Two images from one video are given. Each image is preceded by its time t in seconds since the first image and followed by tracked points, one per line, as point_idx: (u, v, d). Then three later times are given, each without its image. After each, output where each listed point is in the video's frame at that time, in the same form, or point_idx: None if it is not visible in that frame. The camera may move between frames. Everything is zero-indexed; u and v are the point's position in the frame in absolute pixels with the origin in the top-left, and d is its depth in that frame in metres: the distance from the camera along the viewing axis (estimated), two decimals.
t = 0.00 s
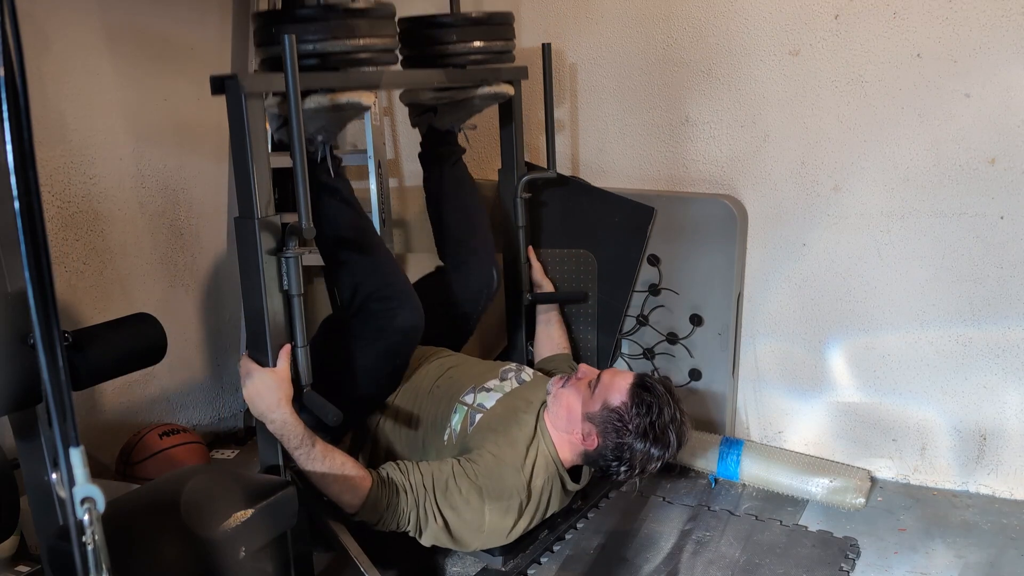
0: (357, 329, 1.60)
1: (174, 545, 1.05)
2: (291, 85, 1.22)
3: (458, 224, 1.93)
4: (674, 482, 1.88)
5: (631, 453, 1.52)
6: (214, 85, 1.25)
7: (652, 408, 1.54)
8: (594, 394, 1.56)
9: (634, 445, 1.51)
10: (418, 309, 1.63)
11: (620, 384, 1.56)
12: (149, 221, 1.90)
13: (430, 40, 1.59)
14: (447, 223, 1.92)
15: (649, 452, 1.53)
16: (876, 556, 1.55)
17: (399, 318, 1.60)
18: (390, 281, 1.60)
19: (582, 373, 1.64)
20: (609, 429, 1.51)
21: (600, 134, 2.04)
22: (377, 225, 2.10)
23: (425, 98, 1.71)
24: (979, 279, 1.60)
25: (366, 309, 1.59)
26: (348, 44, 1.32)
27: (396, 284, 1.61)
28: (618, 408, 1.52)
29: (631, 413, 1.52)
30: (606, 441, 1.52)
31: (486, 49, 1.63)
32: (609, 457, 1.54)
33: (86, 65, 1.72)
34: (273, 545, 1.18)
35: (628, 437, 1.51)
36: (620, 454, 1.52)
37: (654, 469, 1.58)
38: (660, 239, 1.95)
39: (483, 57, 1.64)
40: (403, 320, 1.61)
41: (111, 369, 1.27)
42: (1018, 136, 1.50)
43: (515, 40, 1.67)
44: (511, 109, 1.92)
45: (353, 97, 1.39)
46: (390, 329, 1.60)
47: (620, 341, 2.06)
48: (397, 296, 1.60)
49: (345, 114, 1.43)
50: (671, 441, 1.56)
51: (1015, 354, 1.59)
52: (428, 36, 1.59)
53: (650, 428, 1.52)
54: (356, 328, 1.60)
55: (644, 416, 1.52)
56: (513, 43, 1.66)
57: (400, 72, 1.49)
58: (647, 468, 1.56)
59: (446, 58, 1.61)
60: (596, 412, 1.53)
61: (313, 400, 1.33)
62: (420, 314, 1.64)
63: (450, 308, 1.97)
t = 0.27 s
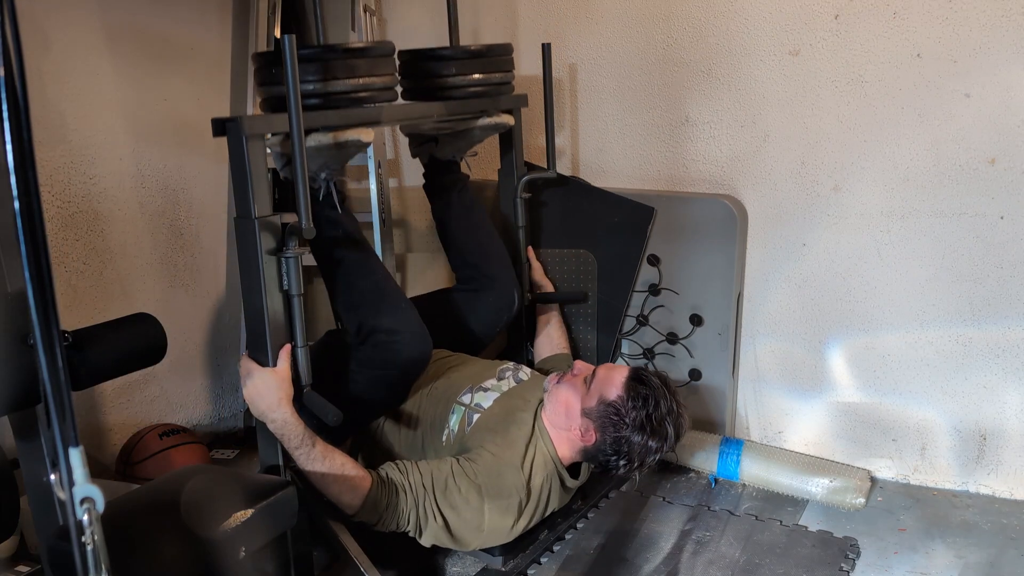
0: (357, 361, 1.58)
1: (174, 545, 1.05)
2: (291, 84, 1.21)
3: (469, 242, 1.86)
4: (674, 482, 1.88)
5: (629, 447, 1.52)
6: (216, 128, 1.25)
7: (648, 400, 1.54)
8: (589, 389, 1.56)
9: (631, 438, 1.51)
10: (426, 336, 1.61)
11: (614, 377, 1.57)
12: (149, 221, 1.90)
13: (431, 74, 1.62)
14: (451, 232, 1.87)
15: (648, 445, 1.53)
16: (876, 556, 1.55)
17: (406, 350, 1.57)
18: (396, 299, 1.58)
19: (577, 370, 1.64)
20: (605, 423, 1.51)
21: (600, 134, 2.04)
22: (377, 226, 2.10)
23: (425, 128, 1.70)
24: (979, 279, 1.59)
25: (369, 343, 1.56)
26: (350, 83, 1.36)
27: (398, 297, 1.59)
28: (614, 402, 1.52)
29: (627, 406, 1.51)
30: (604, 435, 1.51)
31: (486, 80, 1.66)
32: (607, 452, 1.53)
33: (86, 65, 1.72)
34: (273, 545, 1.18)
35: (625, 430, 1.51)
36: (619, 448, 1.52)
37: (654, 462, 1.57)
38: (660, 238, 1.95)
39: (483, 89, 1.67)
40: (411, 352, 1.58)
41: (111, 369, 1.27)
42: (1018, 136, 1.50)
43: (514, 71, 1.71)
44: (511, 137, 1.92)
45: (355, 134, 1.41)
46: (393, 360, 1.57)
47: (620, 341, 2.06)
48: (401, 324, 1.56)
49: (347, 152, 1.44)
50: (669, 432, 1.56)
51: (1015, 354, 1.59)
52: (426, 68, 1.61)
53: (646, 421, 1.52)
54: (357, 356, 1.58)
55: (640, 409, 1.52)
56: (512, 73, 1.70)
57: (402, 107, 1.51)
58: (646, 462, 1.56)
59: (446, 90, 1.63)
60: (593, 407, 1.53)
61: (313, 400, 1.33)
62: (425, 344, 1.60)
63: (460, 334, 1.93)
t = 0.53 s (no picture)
0: (357, 379, 1.59)
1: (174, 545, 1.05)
2: (291, 84, 1.22)
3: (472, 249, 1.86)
4: (674, 482, 1.88)
5: (626, 439, 1.53)
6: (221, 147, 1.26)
7: (644, 393, 1.55)
8: (586, 384, 1.57)
9: (628, 431, 1.52)
10: (429, 352, 1.61)
11: (610, 371, 1.57)
12: (149, 221, 1.90)
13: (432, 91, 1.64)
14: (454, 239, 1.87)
15: (645, 437, 1.54)
16: (876, 556, 1.55)
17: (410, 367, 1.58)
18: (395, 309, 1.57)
19: (573, 365, 1.64)
20: (603, 417, 1.52)
21: (600, 134, 2.04)
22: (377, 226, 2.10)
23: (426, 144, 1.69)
24: (979, 279, 1.59)
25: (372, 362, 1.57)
26: (354, 104, 1.37)
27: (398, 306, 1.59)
28: (610, 396, 1.53)
29: (623, 400, 1.52)
30: (602, 430, 1.52)
31: (486, 98, 1.70)
32: (605, 446, 1.54)
33: (86, 65, 1.72)
34: (273, 545, 1.18)
35: (622, 422, 1.51)
36: (617, 442, 1.52)
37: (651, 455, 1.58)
38: (660, 238, 1.95)
39: (483, 107, 1.70)
40: (415, 370, 1.59)
41: (111, 369, 1.27)
42: (1019, 136, 1.50)
43: (514, 88, 1.75)
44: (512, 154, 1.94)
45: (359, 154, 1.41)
46: (399, 375, 1.58)
47: (620, 341, 2.06)
48: (404, 341, 1.56)
49: (350, 172, 1.43)
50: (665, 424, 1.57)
51: (1015, 354, 1.59)
52: (428, 87, 1.64)
53: (642, 414, 1.53)
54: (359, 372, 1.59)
55: (636, 402, 1.53)
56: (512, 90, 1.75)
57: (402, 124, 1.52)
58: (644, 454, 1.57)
59: (447, 108, 1.65)
60: (590, 402, 1.54)
61: (313, 400, 1.33)
62: (429, 361, 1.61)
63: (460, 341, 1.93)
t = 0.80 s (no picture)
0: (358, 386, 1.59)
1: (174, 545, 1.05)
2: (291, 84, 1.22)
3: (474, 252, 1.86)
4: (674, 482, 1.88)
5: (624, 433, 1.52)
6: (222, 151, 1.26)
7: (642, 387, 1.55)
8: (584, 379, 1.57)
9: (627, 425, 1.52)
10: (431, 356, 1.62)
11: (607, 366, 1.58)
12: (149, 221, 1.90)
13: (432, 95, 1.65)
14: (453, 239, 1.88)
15: (643, 431, 1.54)
16: (876, 556, 1.55)
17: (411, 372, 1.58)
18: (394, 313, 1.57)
19: (571, 362, 1.64)
20: (601, 411, 1.52)
21: (600, 134, 2.04)
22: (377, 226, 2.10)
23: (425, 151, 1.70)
24: (979, 279, 1.59)
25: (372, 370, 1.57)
26: (355, 109, 1.39)
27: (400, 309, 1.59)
28: (608, 390, 1.53)
29: (621, 394, 1.53)
30: (600, 425, 1.52)
31: (486, 102, 1.71)
32: (604, 441, 1.54)
33: (86, 65, 1.72)
34: (273, 545, 1.18)
35: (620, 417, 1.51)
36: (615, 437, 1.52)
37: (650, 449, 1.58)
38: (660, 238, 1.95)
39: (484, 111, 1.71)
40: (418, 376, 1.59)
41: (111, 369, 1.27)
42: (1018, 136, 1.50)
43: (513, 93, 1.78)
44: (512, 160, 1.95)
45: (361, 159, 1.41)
46: (399, 378, 1.57)
47: (620, 342, 2.06)
48: (407, 345, 1.57)
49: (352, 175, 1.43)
50: (663, 418, 1.57)
51: (1015, 354, 1.59)
52: (428, 91, 1.64)
53: (641, 408, 1.53)
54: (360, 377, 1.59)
55: (634, 396, 1.53)
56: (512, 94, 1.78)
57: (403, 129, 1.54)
58: (643, 448, 1.57)
59: (447, 113, 1.66)
60: (588, 397, 1.54)
61: (314, 400, 1.33)
62: (431, 365, 1.61)
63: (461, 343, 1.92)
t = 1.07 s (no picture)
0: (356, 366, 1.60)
1: (174, 545, 1.05)
2: (291, 85, 1.20)
3: (470, 242, 1.89)
4: (674, 482, 1.88)
5: (621, 422, 1.54)
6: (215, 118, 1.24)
7: (636, 376, 1.56)
8: (578, 371, 1.57)
9: (622, 413, 1.54)
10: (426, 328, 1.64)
11: (600, 357, 1.59)
12: (149, 221, 1.90)
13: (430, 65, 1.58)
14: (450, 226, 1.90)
15: (638, 419, 1.56)
16: (876, 556, 1.55)
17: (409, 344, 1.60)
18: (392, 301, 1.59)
19: (563, 356, 1.64)
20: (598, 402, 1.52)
21: (600, 133, 2.04)
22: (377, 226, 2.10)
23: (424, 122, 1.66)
24: (979, 279, 1.59)
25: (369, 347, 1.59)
26: (351, 74, 1.32)
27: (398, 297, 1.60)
28: (603, 380, 1.54)
29: (616, 382, 1.54)
30: (598, 416, 1.52)
31: (486, 73, 1.64)
32: (601, 432, 1.54)
33: (86, 64, 1.72)
34: (273, 545, 1.18)
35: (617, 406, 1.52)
36: (612, 426, 1.53)
37: (644, 437, 1.60)
38: (660, 239, 1.95)
39: (483, 83, 1.65)
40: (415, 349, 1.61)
41: (111, 369, 1.27)
42: (1018, 136, 1.50)
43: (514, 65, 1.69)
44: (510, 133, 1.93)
45: (356, 124, 1.35)
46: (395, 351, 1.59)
47: (620, 342, 2.06)
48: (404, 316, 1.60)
49: (348, 144, 1.38)
50: (658, 407, 1.59)
51: (1015, 354, 1.59)
52: (427, 63, 1.58)
53: (635, 396, 1.55)
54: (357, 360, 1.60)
55: (628, 384, 1.55)
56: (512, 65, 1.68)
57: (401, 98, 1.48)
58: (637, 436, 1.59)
59: (446, 84, 1.60)
60: (583, 389, 1.54)
61: (313, 400, 1.33)
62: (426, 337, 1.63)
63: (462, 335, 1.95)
